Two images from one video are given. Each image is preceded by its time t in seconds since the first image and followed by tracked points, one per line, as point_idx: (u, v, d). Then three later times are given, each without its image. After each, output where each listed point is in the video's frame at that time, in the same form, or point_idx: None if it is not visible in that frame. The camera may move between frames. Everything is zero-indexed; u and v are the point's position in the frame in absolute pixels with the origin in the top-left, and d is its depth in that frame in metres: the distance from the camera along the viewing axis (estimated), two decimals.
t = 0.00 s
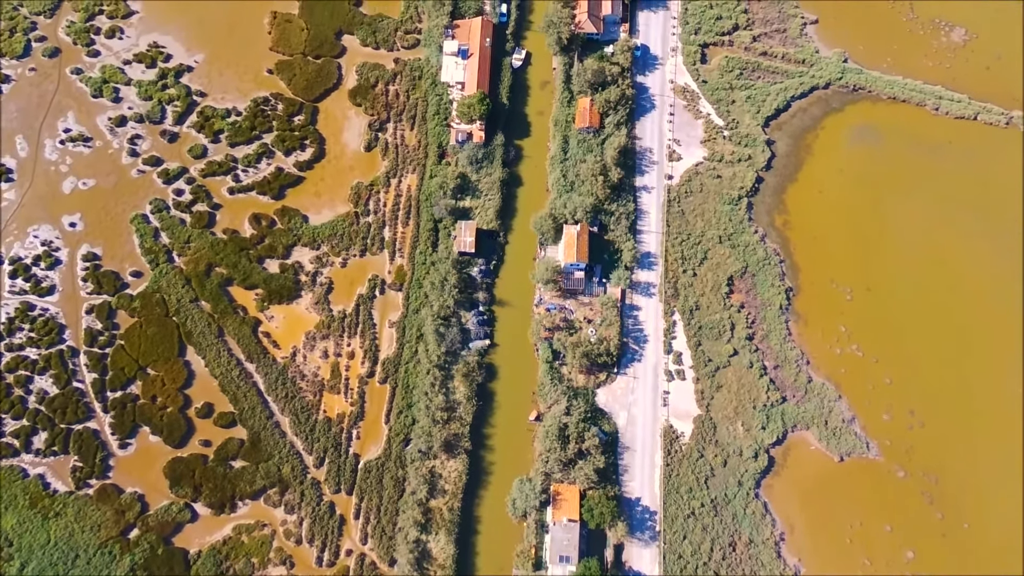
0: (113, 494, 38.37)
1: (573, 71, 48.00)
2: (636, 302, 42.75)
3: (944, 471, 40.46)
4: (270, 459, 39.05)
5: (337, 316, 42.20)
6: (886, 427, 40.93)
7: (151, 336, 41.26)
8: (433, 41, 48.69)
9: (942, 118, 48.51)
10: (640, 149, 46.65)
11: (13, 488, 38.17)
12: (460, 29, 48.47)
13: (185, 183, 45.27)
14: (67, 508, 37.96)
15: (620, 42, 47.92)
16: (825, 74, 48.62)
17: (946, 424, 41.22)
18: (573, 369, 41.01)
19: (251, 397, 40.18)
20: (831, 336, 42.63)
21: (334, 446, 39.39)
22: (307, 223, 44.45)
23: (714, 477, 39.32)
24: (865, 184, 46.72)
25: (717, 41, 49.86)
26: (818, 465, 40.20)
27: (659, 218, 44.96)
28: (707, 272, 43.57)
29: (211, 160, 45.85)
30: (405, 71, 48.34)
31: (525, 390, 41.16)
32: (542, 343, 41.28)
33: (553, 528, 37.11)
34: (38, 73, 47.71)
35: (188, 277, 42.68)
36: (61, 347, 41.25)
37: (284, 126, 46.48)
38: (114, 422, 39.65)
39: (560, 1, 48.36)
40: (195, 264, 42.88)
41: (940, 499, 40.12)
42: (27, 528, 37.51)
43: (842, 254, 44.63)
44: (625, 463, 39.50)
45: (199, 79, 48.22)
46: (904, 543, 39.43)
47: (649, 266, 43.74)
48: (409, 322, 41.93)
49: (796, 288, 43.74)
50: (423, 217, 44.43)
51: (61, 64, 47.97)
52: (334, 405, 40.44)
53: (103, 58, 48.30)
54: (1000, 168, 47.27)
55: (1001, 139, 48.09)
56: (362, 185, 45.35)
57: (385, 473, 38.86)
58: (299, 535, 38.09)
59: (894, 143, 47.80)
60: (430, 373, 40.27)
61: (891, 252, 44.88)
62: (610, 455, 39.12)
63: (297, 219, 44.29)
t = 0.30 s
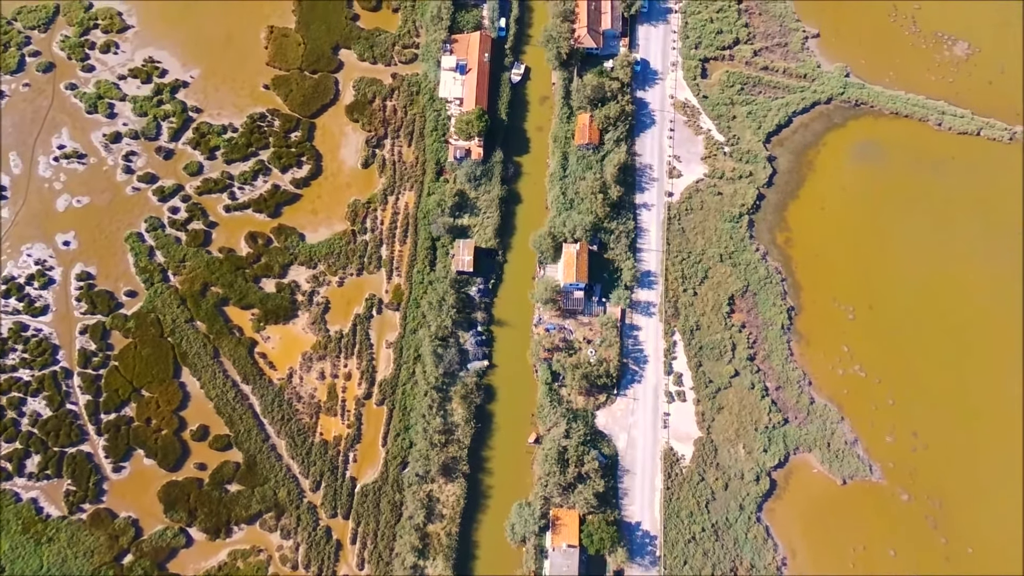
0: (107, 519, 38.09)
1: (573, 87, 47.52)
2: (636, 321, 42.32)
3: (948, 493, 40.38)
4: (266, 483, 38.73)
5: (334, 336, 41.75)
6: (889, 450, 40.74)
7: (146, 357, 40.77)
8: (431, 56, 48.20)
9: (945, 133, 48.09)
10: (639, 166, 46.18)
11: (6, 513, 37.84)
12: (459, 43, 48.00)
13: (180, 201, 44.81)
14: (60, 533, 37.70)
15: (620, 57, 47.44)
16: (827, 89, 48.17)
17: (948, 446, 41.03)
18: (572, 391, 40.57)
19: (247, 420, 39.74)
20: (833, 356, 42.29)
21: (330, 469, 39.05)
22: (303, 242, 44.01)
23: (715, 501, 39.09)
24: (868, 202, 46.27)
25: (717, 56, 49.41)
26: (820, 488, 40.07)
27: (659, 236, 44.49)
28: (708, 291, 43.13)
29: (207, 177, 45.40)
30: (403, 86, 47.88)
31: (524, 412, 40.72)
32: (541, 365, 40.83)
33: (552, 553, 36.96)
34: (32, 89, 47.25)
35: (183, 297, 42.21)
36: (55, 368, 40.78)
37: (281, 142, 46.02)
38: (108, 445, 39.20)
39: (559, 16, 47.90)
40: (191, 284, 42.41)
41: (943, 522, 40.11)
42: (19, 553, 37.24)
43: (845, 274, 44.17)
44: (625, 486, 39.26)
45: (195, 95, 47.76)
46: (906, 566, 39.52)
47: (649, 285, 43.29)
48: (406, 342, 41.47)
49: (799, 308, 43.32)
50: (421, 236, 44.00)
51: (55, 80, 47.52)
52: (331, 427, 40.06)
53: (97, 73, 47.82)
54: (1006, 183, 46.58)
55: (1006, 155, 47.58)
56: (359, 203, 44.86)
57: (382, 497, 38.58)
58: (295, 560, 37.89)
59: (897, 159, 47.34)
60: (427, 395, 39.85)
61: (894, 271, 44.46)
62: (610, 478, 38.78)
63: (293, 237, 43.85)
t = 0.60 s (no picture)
0: (100, 544, 37.78)
1: (572, 102, 47.01)
2: (636, 342, 41.87)
3: (951, 517, 40.16)
4: (261, 507, 38.39)
5: (330, 357, 41.29)
6: (892, 472, 40.47)
7: (140, 378, 40.33)
8: (429, 71, 47.75)
9: (948, 149, 47.64)
10: (640, 183, 45.72)
11: None
12: (457, 59, 47.57)
13: (176, 219, 44.37)
14: (52, 559, 37.36)
15: (619, 72, 47.00)
16: (829, 104, 47.72)
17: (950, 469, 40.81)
18: (571, 412, 40.15)
19: (242, 443, 39.28)
20: (836, 377, 41.92)
21: (327, 493, 38.65)
22: (300, 260, 43.56)
23: (716, 525, 38.68)
24: (870, 219, 45.91)
25: (718, 70, 48.94)
26: (822, 512, 39.66)
27: (659, 254, 44.05)
28: (708, 310, 42.66)
29: (203, 195, 44.92)
30: (401, 101, 47.41)
31: (522, 434, 40.32)
32: (540, 386, 40.36)
33: None
34: (26, 104, 46.79)
35: (178, 317, 41.75)
36: (48, 389, 40.32)
37: (277, 159, 45.54)
38: (102, 468, 38.79)
39: (558, 30, 47.45)
40: (186, 303, 41.96)
41: (947, 546, 39.81)
42: None
43: (848, 293, 43.83)
44: (625, 510, 38.95)
45: (190, 111, 47.30)
46: None
47: (649, 304, 42.83)
48: (404, 363, 41.02)
49: (801, 327, 42.88)
50: (419, 254, 43.51)
51: (49, 95, 47.06)
52: (327, 450, 39.61)
53: (92, 88, 47.38)
54: (1010, 203, 46.36)
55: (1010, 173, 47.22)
56: (356, 221, 44.41)
57: (380, 522, 38.22)
58: None
59: (900, 176, 46.95)
60: (425, 418, 39.36)
61: (898, 290, 44.09)
62: (610, 502, 38.42)
63: (290, 256, 43.42)
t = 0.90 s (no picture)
0: (93, 570, 37.40)
1: (572, 118, 46.51)
2: (636, 362, 41.47)
3: (956, 540, 39.81)
4: (257, 532, 38.02)
5: (327, 378, 40.85)
6: (895, 495, 40.18)
7: (134, 401, 39.84)
8: (427, 86, 47.25)
9: (951, 165, 47.22)
10: (640, 200, 45.27)
11: None
12: (455, 74, 47.09)
13: (171, 237, 43.85)
14: None
15: (619, 87, 46.58)
16: (831, 119, 47.27)
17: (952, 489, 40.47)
18: (570, 435, 39.76)
19: (237, 466, 38.87)
20: (839, 398, 41.52)
21: (323, 517, 38.34)
22: (296, 279, 43.09)
23: (717, 549, 38.34)
24: (873, 237, 45.45)
25: (718, 85, 48.49)
26: (825, 536, 39.32)
27: (660, 272, 43.61)
28: (709, 330, 42.23)
29: (198, 212, 44.43)
30: (398, 117, 46.95)
31: (521, 457, 39.98)
32: (539, 408, 39.91)
33: None
34: (19, 120, 46.31)
35: (173, 337, 41.27)
36: (41, 412, 39.84)
37: (273, 176, 45.07)
38: (95, 492, 38.38)
39: (557, 45, 47.00)
40: (181, 323, 41.46)
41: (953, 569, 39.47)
42: None
43: (851, 312, 43.41)
44: (625, 534, 38.69)
45: (186, 126, 46.81)
46: None
47: (649, 323, 42.42)
48: (401, 384, 40.60)
49: (803, 347, 42.46)
50: (416, 273, 43.05)
51: (43, 111, 46.58)
52: (323, 473, 39.23)
53: (86, 104, 46.88)
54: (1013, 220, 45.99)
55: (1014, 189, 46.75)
56: (353, 239, 43.97)
57: (377, 546, 37.98)
58: None
59: (902, 193, 46.51)
60: (423, 441, 38.90)
61: (901, 309, 43.63)
62: (609, 526, 38.11)
63: (286, 274, 42.92)
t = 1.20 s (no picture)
0: None
1: (570, 133, 45.98)
2: (636, 383, 41.06)
3: (960, 564, 39.57)
4: (252, 557, 37.84)
5: (323, 400, 40.47)
6: (897, 518, 39.99)
7: (128, 423, 39.44)
8: (425, 102, 46.73)
9: (954, 181, 46.69)
10: (639, 217, 44.80)
11: None
12: (453, 89, 46.58)
13: (166, 255, 43.41)
14: None
15: (619, 102, 46.11)
16: (832, 135, 46.81)
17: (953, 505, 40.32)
18: (569, 457, 39.41)
19: (233, 490, 38.59)
20: (841, 419, 41.17)
21: (319, 542, 38.16)
22: (292, 298, 42.67)
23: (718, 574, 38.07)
24: (876, 254, 44.94)
25: (719, 100, 47.98)
26: (827, 560, 39.02)
27: (660, 291, 43.16)
28: (710, 349, 41.79)
29: (193, 230, 43.98)
30: (395, 132, 46.47)
31: (519, 479, 39.66)
32: (537, 430, 39.55)
33: None
34: (13, 136, 45.85)
35: (168, 358, 40.82)
36: (34, 434, 39.46)
37: (270, 193, 44.61)
38: (89, 516, 38.09)
39: (556, 60, 46.51)
40: (175, 344, 41.04)
41: None
42: None
43: (852, 330, 42.97)
44: (625, 558, 38.51)
45: (181, 142, 46.32)
46: None
47: (650, 343, 41.97)
48: (398, 406, 40.20)
49: (805, 368, 42.06)
50: (414, 292, 42.60)
51: (37, 126, 46.12)
52: (320, 497, 39.03)
53: (81, 120, 46.41)
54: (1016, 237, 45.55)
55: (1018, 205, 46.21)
56: (350, 257, 43.53)
57: (373, 571, 37.82)
58: None
59: (905, 209, 46.03)
60: (420, 464, 38.51)
61: (904, 329, 43.18)
62: (609, 551, 37.91)
63: (282, 294, 42.52)
